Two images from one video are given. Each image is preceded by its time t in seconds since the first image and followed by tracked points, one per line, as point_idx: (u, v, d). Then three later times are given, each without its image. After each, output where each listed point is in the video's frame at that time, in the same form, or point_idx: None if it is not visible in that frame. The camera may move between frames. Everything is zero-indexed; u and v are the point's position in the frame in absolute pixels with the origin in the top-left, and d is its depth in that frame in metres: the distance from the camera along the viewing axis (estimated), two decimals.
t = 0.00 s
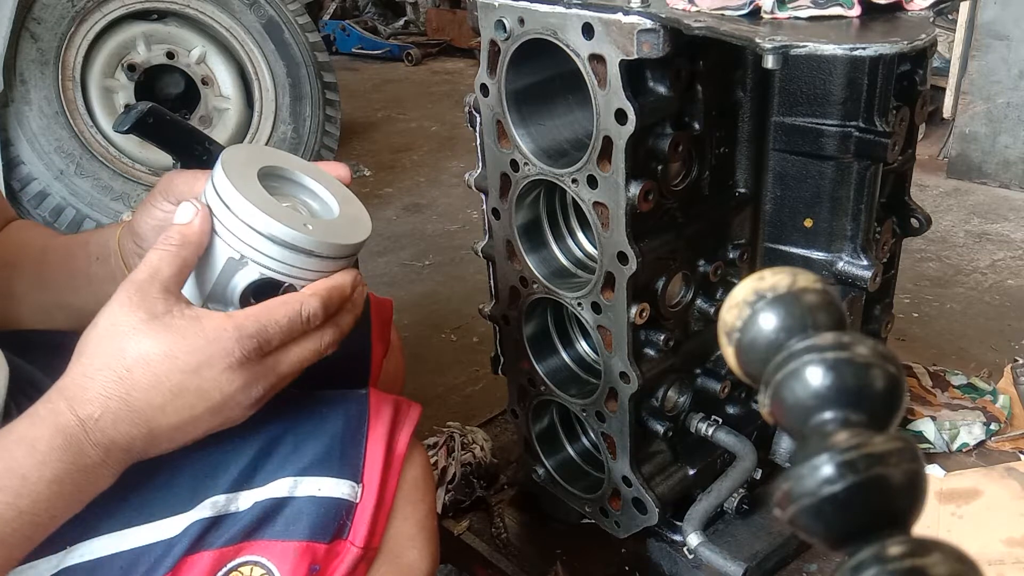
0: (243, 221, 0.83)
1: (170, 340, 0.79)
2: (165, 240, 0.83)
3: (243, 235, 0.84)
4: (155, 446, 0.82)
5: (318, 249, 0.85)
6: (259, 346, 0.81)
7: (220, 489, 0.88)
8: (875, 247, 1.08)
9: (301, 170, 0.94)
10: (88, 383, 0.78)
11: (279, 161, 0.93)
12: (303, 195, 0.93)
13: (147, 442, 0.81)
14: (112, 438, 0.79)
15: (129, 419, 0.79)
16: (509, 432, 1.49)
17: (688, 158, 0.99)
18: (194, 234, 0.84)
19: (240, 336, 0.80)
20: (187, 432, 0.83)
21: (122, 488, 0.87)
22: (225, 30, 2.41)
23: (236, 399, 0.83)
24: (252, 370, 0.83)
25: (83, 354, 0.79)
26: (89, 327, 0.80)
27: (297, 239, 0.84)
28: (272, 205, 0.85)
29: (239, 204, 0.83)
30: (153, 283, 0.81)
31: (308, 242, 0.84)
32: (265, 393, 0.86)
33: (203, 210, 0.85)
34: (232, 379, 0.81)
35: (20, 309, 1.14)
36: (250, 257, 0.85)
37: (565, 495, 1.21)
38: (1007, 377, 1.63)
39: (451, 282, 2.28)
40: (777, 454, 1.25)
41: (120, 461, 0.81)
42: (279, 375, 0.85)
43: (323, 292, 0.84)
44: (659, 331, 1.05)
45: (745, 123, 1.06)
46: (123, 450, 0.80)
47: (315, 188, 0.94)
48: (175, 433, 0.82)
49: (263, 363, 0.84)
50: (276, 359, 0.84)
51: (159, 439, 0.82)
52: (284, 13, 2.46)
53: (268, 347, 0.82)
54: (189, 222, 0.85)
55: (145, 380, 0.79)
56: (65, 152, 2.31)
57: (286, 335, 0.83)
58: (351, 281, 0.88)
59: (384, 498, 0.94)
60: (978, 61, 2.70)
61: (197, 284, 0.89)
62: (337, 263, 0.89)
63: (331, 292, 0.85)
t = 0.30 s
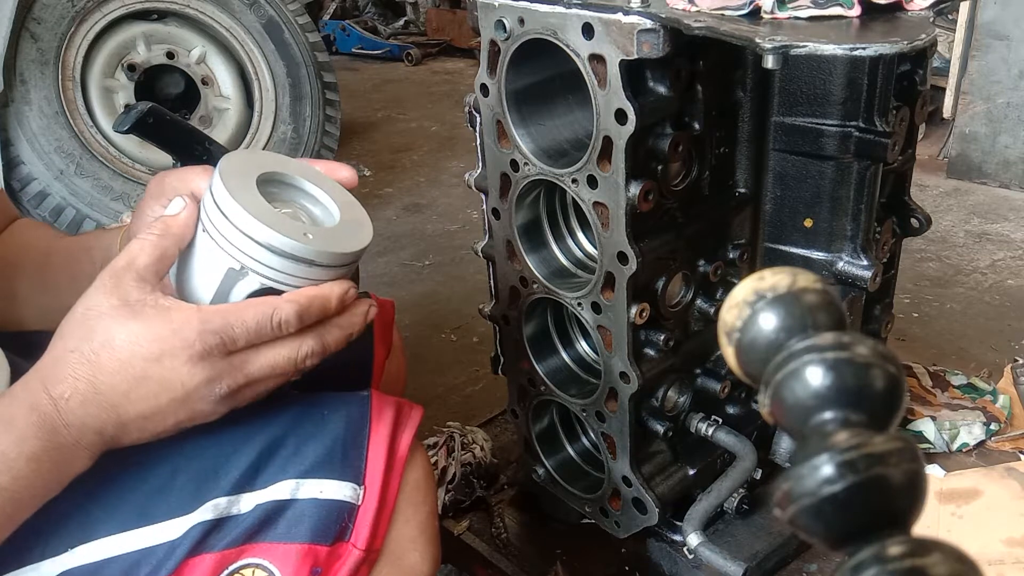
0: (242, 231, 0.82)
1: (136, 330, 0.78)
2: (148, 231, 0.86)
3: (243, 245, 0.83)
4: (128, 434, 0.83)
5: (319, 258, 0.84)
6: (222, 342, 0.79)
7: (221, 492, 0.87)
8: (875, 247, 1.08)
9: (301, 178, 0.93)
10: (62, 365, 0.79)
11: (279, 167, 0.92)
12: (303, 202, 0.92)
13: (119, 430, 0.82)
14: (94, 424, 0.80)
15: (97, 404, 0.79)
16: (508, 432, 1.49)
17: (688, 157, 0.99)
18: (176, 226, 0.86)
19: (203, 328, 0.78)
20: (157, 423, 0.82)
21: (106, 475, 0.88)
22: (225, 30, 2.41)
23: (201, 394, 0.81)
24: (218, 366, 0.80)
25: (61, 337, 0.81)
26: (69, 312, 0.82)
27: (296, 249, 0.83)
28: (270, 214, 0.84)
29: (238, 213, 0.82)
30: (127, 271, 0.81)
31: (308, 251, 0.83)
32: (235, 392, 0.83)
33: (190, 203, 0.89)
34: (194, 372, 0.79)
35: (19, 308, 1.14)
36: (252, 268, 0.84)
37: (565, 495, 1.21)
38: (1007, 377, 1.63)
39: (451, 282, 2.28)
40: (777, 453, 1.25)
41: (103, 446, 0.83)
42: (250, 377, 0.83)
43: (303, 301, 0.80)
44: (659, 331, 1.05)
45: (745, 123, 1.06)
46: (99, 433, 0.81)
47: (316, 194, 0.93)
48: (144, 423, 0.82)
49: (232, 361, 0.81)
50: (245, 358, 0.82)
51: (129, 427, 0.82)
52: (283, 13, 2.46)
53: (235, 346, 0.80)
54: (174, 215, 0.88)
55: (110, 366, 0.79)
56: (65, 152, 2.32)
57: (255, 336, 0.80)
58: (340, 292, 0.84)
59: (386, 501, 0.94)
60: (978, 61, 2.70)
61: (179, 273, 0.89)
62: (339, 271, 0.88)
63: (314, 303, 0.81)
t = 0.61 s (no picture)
0: (224, 227, 0.82)
1: (116, 361, 0.78)
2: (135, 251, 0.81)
3: (224, 241, 0.82)
4: (112, 441, 0.84)
5: (301, 258, 0.84)
6: (198, 368, 0.78)
7: (219, 490, 0.87)
8: (875, 247, 1.08)
9: (283, 178, 0.93)
10: (48, 382, 0.79)
11: (261, 167, 0.92)
12: (285, 202, 0.92)
13: (103, 439, 0.82)
14: (80, 435, 0.81)
15: (80, 421, 0.80)
16: (508, 431, 1.49)
17: (688, 157, 0.99)
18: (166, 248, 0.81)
19: (175, 358, 0.77)
20: (141, 434, 0.83)
21: (100, 477, 0.88)
22: (225, 30, 2.41)
23: (181, 413, 0.82)
24: (196, 390, 0.81)
25: (44, 350, 0.80)
26: (54, 325, 0.81)
27: (280, 247, 0.83)
28: (254, 212, 0.84)
29: (220, 210, 0.82)
30: (110, 291, 0.79)
31: (291, 250, 0.83)
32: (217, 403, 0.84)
33: (181, 220, 0.83)
34: (173, 398, 0.80)
35: (21, 307, 1.14)
36: (232, 265, 0.83)
37: (565, 495, 1.21)
38: (1007, 377, 1.62)
39: (451, 282, 2.28)
40: (776, 454, 1.25)
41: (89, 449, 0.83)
42: (228, 389, 0.83)
43: (275, 311, 0.79)
44: (659, 331, 1.05)
45: (745, 123, 1.06)
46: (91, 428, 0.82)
47: (299, 195, 0.93)
48: (127, 435, 0.82)
49: (207, 379, 0.81)
50: (221, 374, 0.81)
51: (114, 436, 0.83)
52: (284, 13, 2.46)
53: (211, 368, 0.79)
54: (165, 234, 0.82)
55: (92, 388, 0.79)
56: (65, 152, 2.31)
57: (229, 353, 0.79)
58: (310, 291, 0.80)
59: (383, 499, 0.94)
60: (979, 61, 2.70)
61: (171, 280, 0.86)
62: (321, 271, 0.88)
63: (286, 309, 0.79)
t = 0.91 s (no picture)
0: (228, 225, 0.82)
1: (107, 339, 0.77)
2: (131, 230, 0.84)
3: (228, 239, 0.82)
4: (102, 431, 0.83)
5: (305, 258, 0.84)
6: (190, 352, 0.77)
7: (220, 491, 0.87)
8: (876, 247, 1.07)
9: (289, 179, 0.93)
10: (38, 364, 0.79)
11: (268, 166, 0.92)
12: (291, 202, 0.92)
13: (94, 427, 0.82)
14: (71, 424, 0.81)
15: (71, 404, 0.79)
16: (509, 432, 1.48)
17: (688, 157, 0.99)
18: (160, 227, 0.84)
19: (167, 340, 0.76)
20: (133, 421, 0.82)
21: (99, 480, 0.88)
22: (225, 30, 2.40)
23: (175, 399, 0.81)
24: (190, 375, 0.80)
25: (37, 333, 0.80)
26: (46, 309, 0.81)
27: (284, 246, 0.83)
28: (259, 211, 0.83)
29: (226, 206, 0.82)
30: (106, 269, 0.80)
31: (295, 250, 0.83)
32: (212, 394, 0.83)
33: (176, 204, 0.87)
34: (166, 380, 0.79)
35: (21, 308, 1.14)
36: (236, 263, 0.83)
37: (565, 495, 1.21)
38: (1008, 377, 1.62)
39: (450, 282, 2.28)
40: (777, 454, 1.25)
41: (81, 437, 0.83)
42: (223, 383, 0.81)
43: (275, 304, 0.75)
44: (660, 331, 1.05)
45: (746, 123, 1.05)
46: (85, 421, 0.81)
47: (304, 196, 0.93)
48: (119, 421, 0.82)
49: (201, 367, 0.79)
50: (217, 365, 0.80)
51: (105, 425, 0.82)
52: (283, 13, 2.45)
53: (205, 355, 0.78)
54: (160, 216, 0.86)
55: (83, 369, 0.78)
56: (64, 152, 2.31)
57: (225, 344, 0.76)
58: (308, 277, 0.77)
59: (384, 500, 0.93)
60: (979, 61, 2.70)
61: (164, 270, 0.87)
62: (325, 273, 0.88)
63: (287, 304, 0.76)
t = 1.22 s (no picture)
0: (218, 236, 0.82)
1: (106, 318, 0.77)
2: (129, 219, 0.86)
3: (218, 251, 0.82)
4: (94, 428, 0.82)
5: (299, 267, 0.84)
6: (197, 329, 0.77)
7: (222, 492, 0.87)
8: (875, 247, 1.08)
9: (280, 185, 0.93)
10: (30, 352, 0.78)
11: (259, 173, 0.92)
12: (283, 209, 0.92)
13: (84, 420, 0.80)
14: (62, 416, 0.79)
15: (65, 393, 0.78)
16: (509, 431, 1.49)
17: (687, 157, 0.99)
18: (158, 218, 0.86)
19: (175, 316, 0.76)
20: (126, 415, 0.81)
21: (102, 480, 0.88)
22: (225, 30, 2.41)
23: (174, 385, 0.80)
24: (194, 356, 0.79)
25: (28, 323, 0.79)
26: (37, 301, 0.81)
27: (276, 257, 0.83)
28: (250, 221, 0.84)
29: (215, 218, 0.82)
30: (106, 255, 0.80)
31: (289, 260, 0.84)
32: (213, 383, 0.82)
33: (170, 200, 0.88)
34: (169, 360, 0.78)
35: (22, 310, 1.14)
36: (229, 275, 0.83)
37: (565, 495, 1.21)
38: (1007, 377, 1.62)
39: (450, 281, 2.28)
40: (777, 454, 1.25)
41: (64, 436, 0.81)
42: (226, 370, 0.81)
43: (285, 292, 0.77)
44: (659, 331, 1.06)
45: (745, 123, 1.06)
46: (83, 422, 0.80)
47: (295, 202, 0.93)
48: (114, 412, 0.80)
49: (207, 350, 0.79)
50: (222, 349, 0.80)
51: (97, 419, 0.81)
52: (284, 13, 2.46)
53: (211, 335, 0.78)
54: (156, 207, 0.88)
55: (81, 352, 0.77)
56: (65, 152, 2.31)
57: (234, 326, 0.77)
58: (324, 275, 0.80)
59: (387, 500, 0.94)
60: (978, 61, 2.70)
61: (158, 268, 0.88)
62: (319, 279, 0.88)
63: (298, 294, 0.78)
